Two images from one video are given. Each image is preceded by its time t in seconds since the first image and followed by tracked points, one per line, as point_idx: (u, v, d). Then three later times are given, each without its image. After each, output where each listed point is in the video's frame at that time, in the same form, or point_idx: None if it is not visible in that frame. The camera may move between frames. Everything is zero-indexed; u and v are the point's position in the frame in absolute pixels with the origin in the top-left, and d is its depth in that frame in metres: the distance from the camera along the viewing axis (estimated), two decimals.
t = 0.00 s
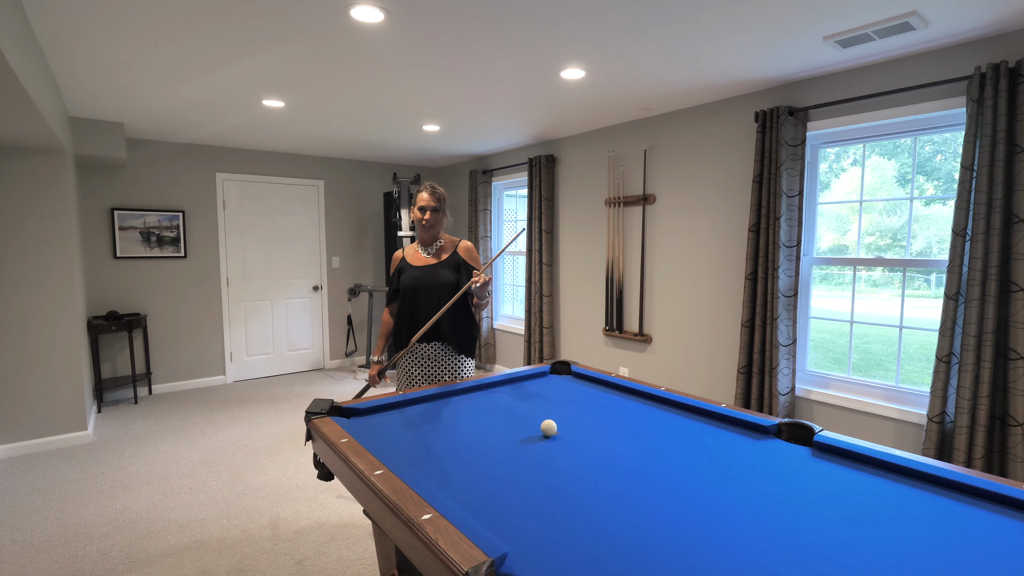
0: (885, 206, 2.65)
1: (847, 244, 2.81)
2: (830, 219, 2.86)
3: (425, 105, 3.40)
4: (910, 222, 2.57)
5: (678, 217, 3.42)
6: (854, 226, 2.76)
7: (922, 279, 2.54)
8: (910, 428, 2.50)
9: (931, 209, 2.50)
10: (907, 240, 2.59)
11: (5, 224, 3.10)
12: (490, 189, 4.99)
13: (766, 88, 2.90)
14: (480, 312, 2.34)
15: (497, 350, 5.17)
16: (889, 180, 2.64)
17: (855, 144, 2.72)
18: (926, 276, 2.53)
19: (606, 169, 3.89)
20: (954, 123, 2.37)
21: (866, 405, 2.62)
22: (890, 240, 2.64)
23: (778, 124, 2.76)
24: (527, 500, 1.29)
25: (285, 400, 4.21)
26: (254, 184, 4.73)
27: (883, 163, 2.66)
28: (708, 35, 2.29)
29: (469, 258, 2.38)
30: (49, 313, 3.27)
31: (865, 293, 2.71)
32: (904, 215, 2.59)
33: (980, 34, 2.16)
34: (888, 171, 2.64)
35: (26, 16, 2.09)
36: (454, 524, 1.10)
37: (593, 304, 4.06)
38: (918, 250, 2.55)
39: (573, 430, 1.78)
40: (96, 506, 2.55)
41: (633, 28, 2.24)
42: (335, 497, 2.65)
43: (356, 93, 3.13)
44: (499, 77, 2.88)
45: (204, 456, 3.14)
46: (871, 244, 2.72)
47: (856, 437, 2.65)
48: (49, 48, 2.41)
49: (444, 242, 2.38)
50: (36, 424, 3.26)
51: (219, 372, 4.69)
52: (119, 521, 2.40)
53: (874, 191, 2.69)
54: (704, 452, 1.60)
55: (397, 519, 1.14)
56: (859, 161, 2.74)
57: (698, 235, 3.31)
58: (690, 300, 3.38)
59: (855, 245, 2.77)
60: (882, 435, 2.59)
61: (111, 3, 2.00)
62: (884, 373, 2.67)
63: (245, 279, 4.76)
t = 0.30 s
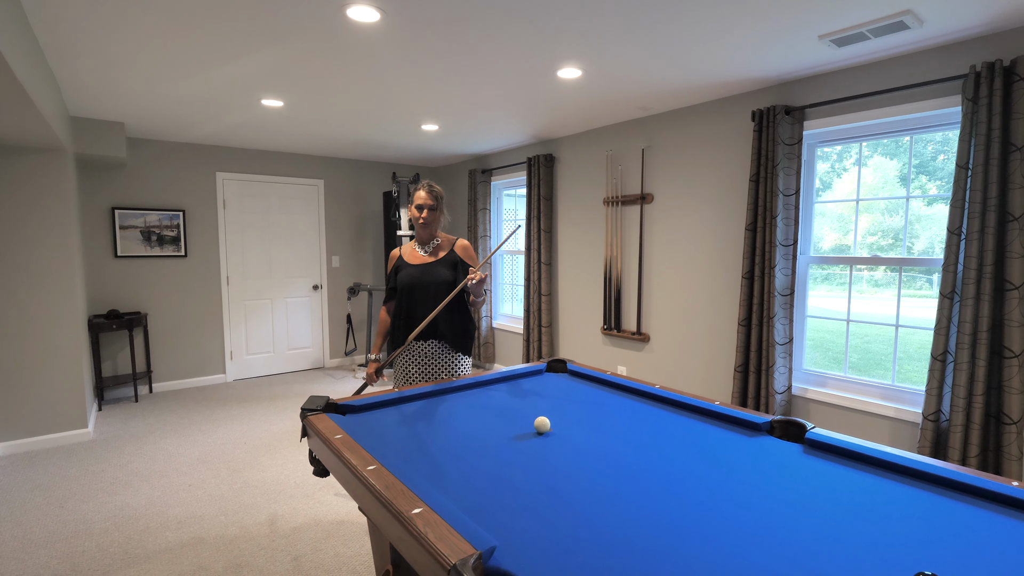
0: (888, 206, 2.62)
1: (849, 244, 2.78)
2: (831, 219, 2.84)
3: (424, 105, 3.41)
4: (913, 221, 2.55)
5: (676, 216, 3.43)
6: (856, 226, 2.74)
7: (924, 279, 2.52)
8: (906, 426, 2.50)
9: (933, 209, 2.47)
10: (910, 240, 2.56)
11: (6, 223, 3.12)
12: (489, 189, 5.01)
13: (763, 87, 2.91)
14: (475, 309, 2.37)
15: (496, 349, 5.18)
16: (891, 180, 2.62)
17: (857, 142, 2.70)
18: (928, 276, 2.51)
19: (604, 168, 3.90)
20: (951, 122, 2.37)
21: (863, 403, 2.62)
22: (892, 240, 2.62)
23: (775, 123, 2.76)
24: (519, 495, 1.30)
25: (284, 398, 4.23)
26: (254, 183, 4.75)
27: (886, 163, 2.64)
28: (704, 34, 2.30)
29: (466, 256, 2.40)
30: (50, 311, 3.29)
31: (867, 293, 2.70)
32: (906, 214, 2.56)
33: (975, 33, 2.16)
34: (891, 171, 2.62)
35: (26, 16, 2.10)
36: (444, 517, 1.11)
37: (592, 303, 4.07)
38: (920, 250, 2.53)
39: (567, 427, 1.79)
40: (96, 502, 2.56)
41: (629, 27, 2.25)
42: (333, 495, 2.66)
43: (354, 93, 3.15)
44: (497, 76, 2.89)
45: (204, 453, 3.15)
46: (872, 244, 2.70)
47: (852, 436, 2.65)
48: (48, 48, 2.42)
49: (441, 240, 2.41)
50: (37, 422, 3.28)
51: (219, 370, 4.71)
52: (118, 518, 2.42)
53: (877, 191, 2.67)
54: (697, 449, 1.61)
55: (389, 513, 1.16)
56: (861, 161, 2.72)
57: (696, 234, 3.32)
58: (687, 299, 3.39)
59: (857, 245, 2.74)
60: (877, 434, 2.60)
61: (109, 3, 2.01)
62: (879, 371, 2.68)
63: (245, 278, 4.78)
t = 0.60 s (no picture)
0: (891, 206, 2.60)
1: (851, 244, 2.76)
2: (833, 218, 2.81)
3: (422, 104, 3.42)
4: (915, 221, 2.52)
5: (673, 215, 3.43)
6: (858, 225, 2.72)
7: (926, 279, 2.50)
8: (902, 425, 2.50)
9: (936, 209, 2.45)
10: (913, 239, 2.54)
11: (7, 222, 3.14)
12: (489, 188, 5.02)
13: (759, 86, 2.91)
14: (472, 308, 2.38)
15: (496, 348, 5.20)
16: (894, 180, 2.60)
17: (859, 140, 2.68)
18: (930, 276, 2.49)
19: (603, 168, 3.91)
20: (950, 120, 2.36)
21: (859, 402, 2.63)
22: (895, 240, 2.59)
23: (772, 122, 2.77)
24: (510, 491, 1.31)
25: (284, 397, 4.25)
26: (254, 183, 4.77)
27: (888, 163, 2.62)
28: (700, 33, 2.30)
29: (463, 255, 2.42)
30: (51, 310, 3.32)
31: (869, 293, 2.69)
32: (908, 213, 2.54)
33: (971, 31, 2.16)
34: (893, 170, 2.60)
35: (26, 17, 2.12)
36: (435, 511, 1.13)
37: (590, 301, 4.08)
38: (923, 250, 2.50)
39: (561, 424, 1.79)
40: (96, 499, 2.58)
41: (625, 26, 2.26)
42: (330, 492, 2.68)
43: (353, 92, 3.16)
44: (494, 76, 2.90)
45: (203, 451, 3.17)
46: (874, 243, 2.67)
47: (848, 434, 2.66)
48: (48, 49, 2.44)
49: (438, 239, 2.42)
50: (38, 420, 3.31)
51: (219, 369, 4.74)
52: (118, 514, 2.44)
53: (879, 190, 2.65)
54: (691, 446, 1.61)
55: (380, 508, 1.17)
56: (864, 160, 2.70)
57: (693, 233, 3.33)
58: (685, 298, 3.40)
59: (859, 244, 2.72)
60: (873, 432, 2.60)
61: (108, 4, 2.03)
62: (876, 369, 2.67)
63: (246, 277, 4.80)
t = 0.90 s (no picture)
0: (894, 206, 2.57)
1: (853, 244, 2.74)
2: (836, 218, 2.79)
3: (422, 104, 3.44)
4: (918, 221, 2.50)
5: (672, 214, 3.44)
6: (861, 225, 2.70)
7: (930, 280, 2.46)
8: (900, 425, 2.50)
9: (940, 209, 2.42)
10: (916, 240, 2.51)
11: (11, 222, 3.17)
12: (489, 188, 5.04)
13: (758, 86, 2.91)
14: (469, 307, 2.40)
15: (495, 348, 5.21)
16: (897, 179, 2.57)
17: (863, 138, 2.66)
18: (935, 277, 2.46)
19: (602, 167, 3.92)
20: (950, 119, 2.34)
21: (857, 402, 2.62)
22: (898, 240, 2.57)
23: (770, 121, 2.77)
24: (501, 487, 1.32)
25: (285, 395, 4.27)
26: (255, 183, 4.79)
27: (892, 162, 2.59)
28: (697, 33, 2.31)
29: (461, 256, 2.43)
30: (53, 309, 3.34)
31: (872, 293, 2.67)
32: (911, 213, 2.52)
33: (968, 30, 2.16)
34: (897, 170, 2.57)
35: (28, 19, 2.14)
36: (426, 506, 1.14)
37: (589, 301, 4.09)
38: (926, 250, 2.47)
39: (555, 422, 1.80)
40: (97, 496, 2.61)
41: (622, 26, 2.26)
42: (328, 490, 2.69)
43: (352, 92, 3.17)
44: (493, 76, 2.91)
45: (204, 449, 3.20)
46: (878, 243, 2.65)
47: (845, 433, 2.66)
48: (50, 50, 2.46)
49: (438, 239, 2.43)
50: (41, 418, 3.34)
51: (220, 368, 4.76)
52: (118, 511, 2.46)
53: (882, 190, 2.62)
54: (684, 443, 1.61)
55: (373, 503, 1.18)
56: (868, 160, 2.68)
57: (691, 232, 3.33)
58: (683, 297, 3.40)
59: (861, 244, 2.71)
60: (871, 431, 2.60)
61: (108, 5, 2.05)
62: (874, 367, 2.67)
63: (247, 277, 4.83)
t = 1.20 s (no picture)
0: (900, 206, 2.55)
1: (859, 244, 2.71)
2: (840, 217, 2.77)
3: (422, 104, 3.45)
4: (923, 220, 2.48)
5: (672, 213, 3.44)
6: (866, 224, 2.67)
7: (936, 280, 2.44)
8: (899, 423, 2.49)
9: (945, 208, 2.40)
10: (921, 240, 2.49)
11: (15, 221, 3.20)
12: (490, 187, 5.05)
13: (758, 84, 2.91)
14: (468, 306, 2.40)
15: (497, 346, 5.22)
16: (902, 178, 2.54)
17: (869, 135, 2.63)
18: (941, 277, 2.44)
19: (602, 166, 3.92)
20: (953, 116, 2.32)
21: (857, 400, 2.62)
22: (903, 240, 2.55)
23: (770, 119, 2.77)
24: (496, 483, 1.33)
25: (287, 393, 4.29)
26: (257, 182, 4.81)
27: (897, 161, 2.56)
28: (695, 31, 2.31)
29: (461, 255, 2.44)
30: (57, 307, 3.37)
31: (876, 293, 2.65)
32: (916, 213, 2.50)
33: (968, 27, 2.16)
34: (902, 169, 2.54)
35: (32, 19, 2.16)
36: (420, 501, 1.14)
37: (590, 299, 4.09)
38: (931, 250, 2.45)
39: (552, 419, 1.81)
40: (100, 491, 2.63)
41: (620, 24, 2.27)
42: (328, 486, 2.71)
43: (353, 92, 3.19)
44: (492, 75, 2.92)
45: (206, 446, 3.22)
46: (882, 243, 2.63)
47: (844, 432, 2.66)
48: (54, 51, 2.49)
49: (438, 238, 2.45)
50: (46, 415, 3.37)
51: (223, 366, 4.79)
52: (121, 506, 2.48)
53: (887, 189, 2.59)
54: (679, 441, 1.62)
55: (368, 497, 1.19)
56: (872, 159, 2.65)
57: (691, 231, 3.34)
58: (683, 295, 3.40)
59: (866, 244, 2.68)
60: (870, 430, 2.60)
61: (109, 5, 2.07)
62: (873, 366, 2.66)
63: (250, 275, 4.85)
